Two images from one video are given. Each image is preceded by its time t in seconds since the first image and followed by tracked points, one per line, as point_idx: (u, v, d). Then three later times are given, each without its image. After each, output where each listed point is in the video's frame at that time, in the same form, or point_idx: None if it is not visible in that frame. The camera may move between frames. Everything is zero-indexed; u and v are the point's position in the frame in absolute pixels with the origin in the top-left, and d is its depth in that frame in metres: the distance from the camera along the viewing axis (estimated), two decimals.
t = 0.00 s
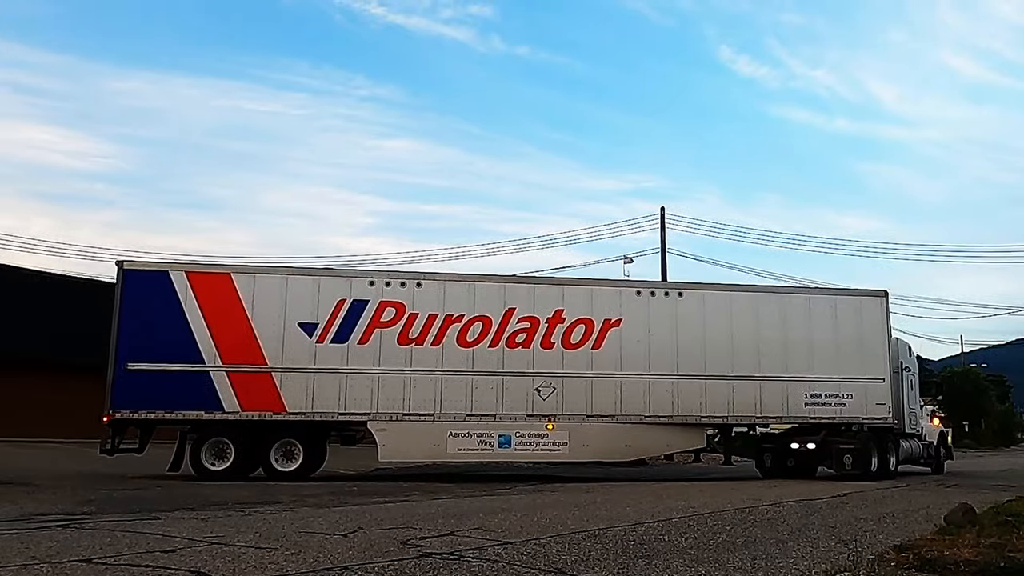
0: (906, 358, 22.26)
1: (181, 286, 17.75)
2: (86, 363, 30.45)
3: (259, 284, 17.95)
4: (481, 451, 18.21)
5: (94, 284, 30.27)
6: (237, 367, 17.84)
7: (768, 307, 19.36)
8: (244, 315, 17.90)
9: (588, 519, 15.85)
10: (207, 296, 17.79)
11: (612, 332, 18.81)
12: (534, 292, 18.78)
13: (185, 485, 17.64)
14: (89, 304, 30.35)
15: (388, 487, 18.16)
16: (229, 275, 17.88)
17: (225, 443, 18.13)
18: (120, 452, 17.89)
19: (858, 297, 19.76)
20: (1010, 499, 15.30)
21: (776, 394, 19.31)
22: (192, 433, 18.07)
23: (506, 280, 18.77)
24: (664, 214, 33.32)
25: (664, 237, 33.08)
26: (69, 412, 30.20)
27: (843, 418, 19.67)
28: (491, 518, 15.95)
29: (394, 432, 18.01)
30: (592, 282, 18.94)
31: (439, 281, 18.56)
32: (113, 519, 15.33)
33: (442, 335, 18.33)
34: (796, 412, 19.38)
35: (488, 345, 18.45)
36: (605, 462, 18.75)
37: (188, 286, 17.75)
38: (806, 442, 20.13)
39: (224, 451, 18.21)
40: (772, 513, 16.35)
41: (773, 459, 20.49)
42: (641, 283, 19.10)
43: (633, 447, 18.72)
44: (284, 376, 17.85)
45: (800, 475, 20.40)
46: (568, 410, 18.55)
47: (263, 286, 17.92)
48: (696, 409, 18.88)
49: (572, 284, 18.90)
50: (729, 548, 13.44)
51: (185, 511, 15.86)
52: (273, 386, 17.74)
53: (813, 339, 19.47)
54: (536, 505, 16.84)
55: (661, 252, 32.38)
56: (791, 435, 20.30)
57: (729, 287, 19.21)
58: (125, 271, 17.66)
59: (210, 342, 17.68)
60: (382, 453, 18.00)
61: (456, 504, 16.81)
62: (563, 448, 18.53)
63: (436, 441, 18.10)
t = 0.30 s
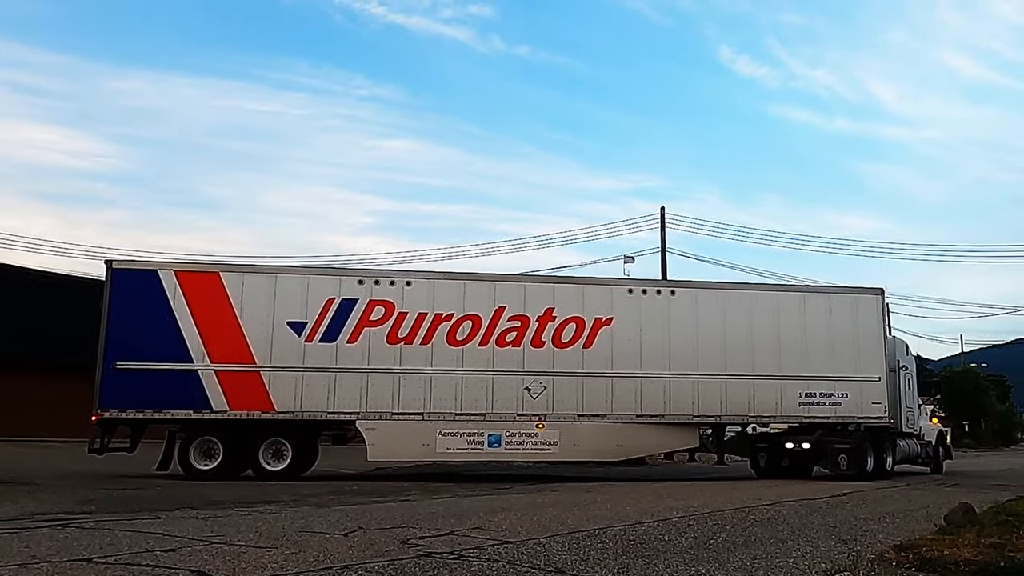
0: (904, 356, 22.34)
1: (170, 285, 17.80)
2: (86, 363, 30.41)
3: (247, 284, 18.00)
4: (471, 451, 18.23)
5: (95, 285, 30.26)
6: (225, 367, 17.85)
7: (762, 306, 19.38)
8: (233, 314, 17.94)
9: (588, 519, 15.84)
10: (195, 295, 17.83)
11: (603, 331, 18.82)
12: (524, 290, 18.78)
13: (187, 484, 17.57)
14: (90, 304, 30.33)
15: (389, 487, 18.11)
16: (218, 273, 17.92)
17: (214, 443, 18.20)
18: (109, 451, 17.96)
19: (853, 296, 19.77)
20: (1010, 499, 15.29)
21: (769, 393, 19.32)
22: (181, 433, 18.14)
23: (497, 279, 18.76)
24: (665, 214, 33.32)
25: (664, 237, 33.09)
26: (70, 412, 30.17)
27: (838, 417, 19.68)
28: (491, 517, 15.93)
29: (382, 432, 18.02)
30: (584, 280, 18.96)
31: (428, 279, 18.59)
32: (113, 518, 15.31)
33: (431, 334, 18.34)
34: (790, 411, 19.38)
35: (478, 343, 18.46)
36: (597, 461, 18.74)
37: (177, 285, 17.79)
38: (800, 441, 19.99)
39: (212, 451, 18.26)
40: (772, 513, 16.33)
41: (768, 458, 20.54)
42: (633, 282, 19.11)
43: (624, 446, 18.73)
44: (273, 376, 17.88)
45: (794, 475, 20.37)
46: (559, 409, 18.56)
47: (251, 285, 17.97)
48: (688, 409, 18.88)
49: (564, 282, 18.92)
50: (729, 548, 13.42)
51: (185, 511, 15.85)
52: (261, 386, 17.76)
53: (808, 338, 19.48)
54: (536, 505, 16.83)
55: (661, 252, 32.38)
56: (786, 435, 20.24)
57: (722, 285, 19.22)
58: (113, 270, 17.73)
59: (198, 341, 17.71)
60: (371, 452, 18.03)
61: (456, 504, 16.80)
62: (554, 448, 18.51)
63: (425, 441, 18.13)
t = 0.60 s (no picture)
0: (901, 356, 22.34)
1: (158, 285, 17.85)
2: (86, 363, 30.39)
3: (236, 283, 18.04)
4: (461, 450, 18.31)
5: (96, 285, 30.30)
6: (213, 367, 17.89)
7: (755, 305, 19.37)
8: (221, 314, 17.97)
9: (588, 519, 15.86)
10: (184, 295, 17.87)
11: (594, 330, 18.83)
12: (514, 289, 18.79)
13: (187, 484, 17.57)
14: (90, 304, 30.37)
15: (389, 487, 18.13)
16: (206, 272, 17.97)
17: (202, 443, 18.21)
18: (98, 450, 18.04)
19: (849, 294, 19.75)
20: (1010, 499, 15.30)
21: (763, 392, 19.33)
22: (169, 433, 18.19)
23: (487, 278, 18.77)
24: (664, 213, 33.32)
25: (663, 237, 33.08)
26: (69, 413, 30.10)
27: (832, 417, 19.67)
28: (491, 517, 15.96)
29: (371, 432, 18.05)
30: (575, 279, 18.99)
31: (418, 278, 18.61)
32: (113, 518, 15.32)
33: (421, 333, 18.35)
34: (783, 410, 19.39)
35: (467, 343, 18.46)
36: (589, 461, 18.75)
37: (166, 285, 17.84)
38: (795, 442, 20.09)
39: (200, 450, 18.28)
40: (772, 513, 16.35)
41: (762, 459, 20.48)
42: (625, 280, 19.11)
43: (615, 446, 18.73)
44: (261, 376, 17.91)
45: (791, 476, 20.36)
46: (549, 409, 18.56)
47: (240, 284, 18.01)
48: (680, 409, 18.89)
49: (554, 281, 18.94)
50: (729, 548, 13.44)
51: (185, 511, 15.88)
52: (249, 385, 17.79)
53: (802, 337, 19.47)
54: (536, 505, 16.84)
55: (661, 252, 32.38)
56: (779, 436, 20.25)
57: (714, 284, 19.22)
58: (102, 270, 17.80)
59: (187, 341, 17.76)
60: (359, 452, 18.08)
61: (456, 504, 16.81)
62: (544, 448, 18.52)
63: (414, 440, 18.18)
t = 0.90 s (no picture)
0: (899, 355, 22.35)
1: (147, 285, 17.91)
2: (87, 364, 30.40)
3: (224, 283, 18.09)
4: (449, 450, 18.33)
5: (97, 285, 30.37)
6: (202, 367, 17.94)
7: (748, 304, 19.38)
8: (210, 314, 18.01)
9: (588, 519, 15.87)
10: (173, 295, 17.92)
11: (584, 329, 18.84)
12: (504, 288, 18.81)
13: (187, 485, 17.58)
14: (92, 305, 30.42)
15: (389, 487, 18.13)
16: (195, 272, 18.06)
17: (190, 443, 18.24)
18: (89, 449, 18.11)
19: (843, 293, 19.77)
20: (1011, 499, 15.30)
21: (756, 392, 19.32)
22: (158, 433, 18.24)
23: (477, 277, 18.80)
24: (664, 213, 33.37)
25: (664, 237, 33.15)
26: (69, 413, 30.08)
27: (826, 417, 19.67)
28: (491, 517, 15.97)
29: (359, 432, 18.09)
30: (565, 278, 19.00)
31: (406, 278, 18.64)
32: (113, 518, 15.34)
33: (409, 333, 18.37)
34: (777, 410, 19.40)
35: (457, 342, 18.47)
36: (579, 460, 18.78)
37: (154, 285, 17.89)
38: (789, 442, 20.05)
39: (189, 450, 18.31)
40: (772, 513, 16.36)
41: (757, 459, 20.62)
42: (616, 279, 19.13)
43: (606, 447, 18.75)
44: (249, 376, 17.95)
45: (787, 476, 20.44)
46: (539, 409, 18.57)
47: (229, 284, 18.06)
48: (672, 409, 18.89)
49: (543, 280, 18.96)
50: (729, 548, 13.44)
51: (185, 511, 15.89)
52: (237, 384, 17.83)
53: (796, 336, 19.48)
54: (536, 505, 16.85)
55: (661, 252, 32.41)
56: (773, 436, 20.30)
57: (706, 282, 19.23)
58: (91, 270, 17.87)
59: (176, 341, 17.81)
60: (348, 452, 18.12)
61: (456, 504, 16.82)
62: (533, 448, 18.54)
63: (403, 440, 18.19)
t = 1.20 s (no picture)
0: (895, 354, 22.41)
1: (136, 285, 17.99)
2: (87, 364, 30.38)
3: (213, 283, 18.16)
4: (439, 450, 18.38)
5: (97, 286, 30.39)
6: (191, 367, 18.00)
7: (741, 303, 19.39)
8: (198, 314, 18.08)
9: (588, 519, 15.89)
10: (162, 294, 18.00)
11: (575, 328, 18.87)
12: (494, 287, 18.86)
13: (188, 485, 17.61)
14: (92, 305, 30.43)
15: (389, 487, 18.14)
16: (184, 271, 18.15)
17: (179, 443, 18.29)
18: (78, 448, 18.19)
19: (838, 291, 19.78)
20: (1011, 499, 15.32)
21: (749, 391, 19.33)
22: (147, 433, 18.30)
23: (467, 276, 18.85)
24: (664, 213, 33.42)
25: (663, 237, 33.20)
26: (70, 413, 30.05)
27: (819, 416, 19.64)
28: (492, 517, 15.99)
29: (348, 432, 18.16)
30: (557, 277, 19.03)
31: (396, 277, 18.68)
32: (113, 518, 15.36)
33: (398, 332, 18.41)
34: (770, 409, 19.40)
35: (446, 342, 18.51)
36: (570, 461, 18.80)
37: (143, 285, 17.98)
38: (783, 442, 20.11)
39: (178, 450, 18.36)
40: (772, 513, 16.37)
41: (751, 459, 20.55)
42: (607, 279, 19.15)
43: (596, 446, 18.78)
44: (238, 375, 18.00)
45: (782, 477, 20.44)
46: (529, 409, 18.60)
47: (217, 284, 18.12)
48: (663, 409, 18.90)
49: (534, 279, 19.01)
50: (729, 548, 13.47)
51: (185, 511, 15.91)
52: (225, 384, 17.89)
53: (789, 334, 19.48)
54: (536, 505, 16.86)
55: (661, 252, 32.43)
56: (767, 435, 20.34)
57: (699, 281, 19.24)
58: (80, 270, 17.98)
59: (164, 341, 17.89)
60: (337, 452, 18.17)
61: (456, 504, 16.84)
62: (523, 448, 18.58)
63: (392, 440, 18.24)
